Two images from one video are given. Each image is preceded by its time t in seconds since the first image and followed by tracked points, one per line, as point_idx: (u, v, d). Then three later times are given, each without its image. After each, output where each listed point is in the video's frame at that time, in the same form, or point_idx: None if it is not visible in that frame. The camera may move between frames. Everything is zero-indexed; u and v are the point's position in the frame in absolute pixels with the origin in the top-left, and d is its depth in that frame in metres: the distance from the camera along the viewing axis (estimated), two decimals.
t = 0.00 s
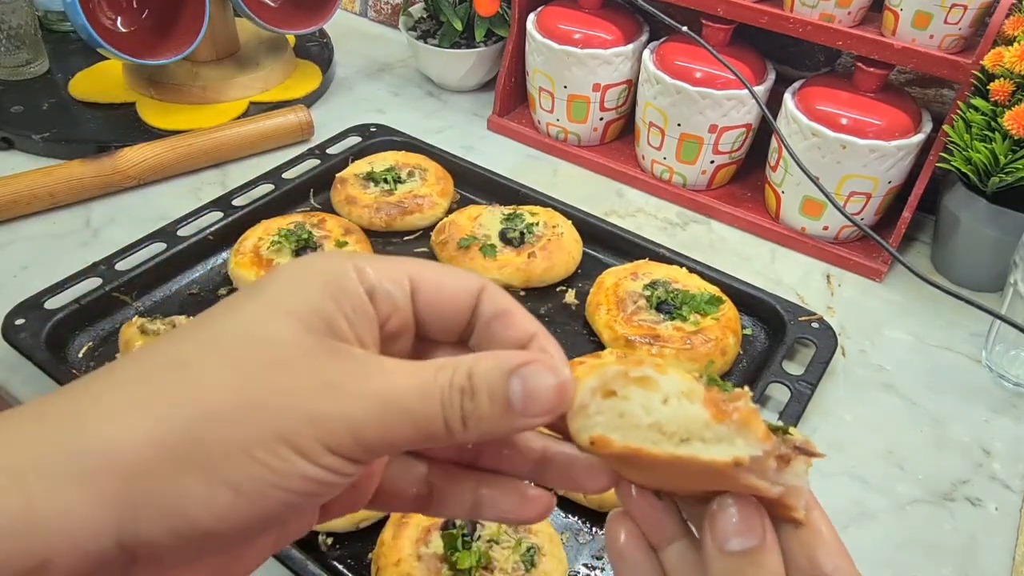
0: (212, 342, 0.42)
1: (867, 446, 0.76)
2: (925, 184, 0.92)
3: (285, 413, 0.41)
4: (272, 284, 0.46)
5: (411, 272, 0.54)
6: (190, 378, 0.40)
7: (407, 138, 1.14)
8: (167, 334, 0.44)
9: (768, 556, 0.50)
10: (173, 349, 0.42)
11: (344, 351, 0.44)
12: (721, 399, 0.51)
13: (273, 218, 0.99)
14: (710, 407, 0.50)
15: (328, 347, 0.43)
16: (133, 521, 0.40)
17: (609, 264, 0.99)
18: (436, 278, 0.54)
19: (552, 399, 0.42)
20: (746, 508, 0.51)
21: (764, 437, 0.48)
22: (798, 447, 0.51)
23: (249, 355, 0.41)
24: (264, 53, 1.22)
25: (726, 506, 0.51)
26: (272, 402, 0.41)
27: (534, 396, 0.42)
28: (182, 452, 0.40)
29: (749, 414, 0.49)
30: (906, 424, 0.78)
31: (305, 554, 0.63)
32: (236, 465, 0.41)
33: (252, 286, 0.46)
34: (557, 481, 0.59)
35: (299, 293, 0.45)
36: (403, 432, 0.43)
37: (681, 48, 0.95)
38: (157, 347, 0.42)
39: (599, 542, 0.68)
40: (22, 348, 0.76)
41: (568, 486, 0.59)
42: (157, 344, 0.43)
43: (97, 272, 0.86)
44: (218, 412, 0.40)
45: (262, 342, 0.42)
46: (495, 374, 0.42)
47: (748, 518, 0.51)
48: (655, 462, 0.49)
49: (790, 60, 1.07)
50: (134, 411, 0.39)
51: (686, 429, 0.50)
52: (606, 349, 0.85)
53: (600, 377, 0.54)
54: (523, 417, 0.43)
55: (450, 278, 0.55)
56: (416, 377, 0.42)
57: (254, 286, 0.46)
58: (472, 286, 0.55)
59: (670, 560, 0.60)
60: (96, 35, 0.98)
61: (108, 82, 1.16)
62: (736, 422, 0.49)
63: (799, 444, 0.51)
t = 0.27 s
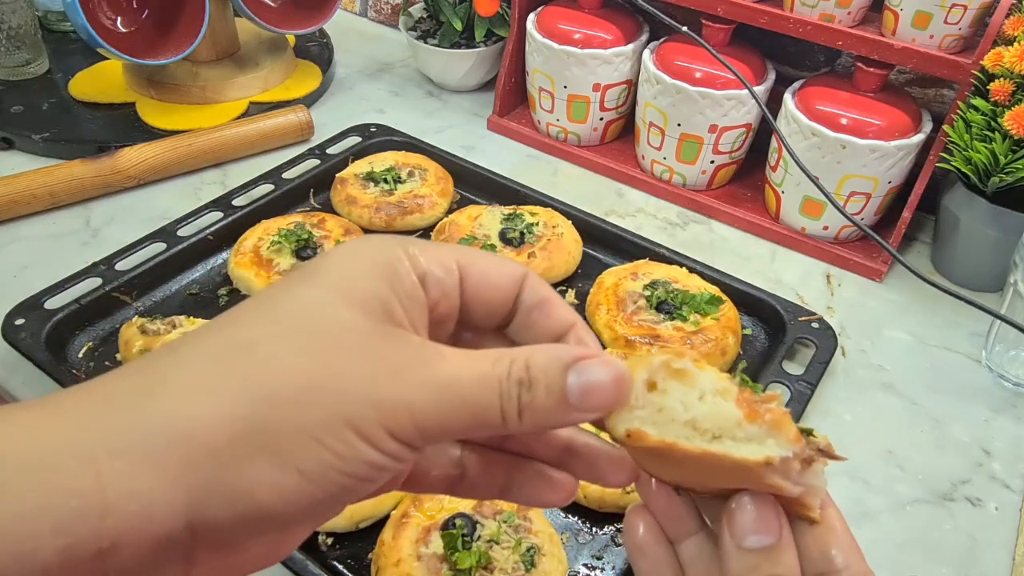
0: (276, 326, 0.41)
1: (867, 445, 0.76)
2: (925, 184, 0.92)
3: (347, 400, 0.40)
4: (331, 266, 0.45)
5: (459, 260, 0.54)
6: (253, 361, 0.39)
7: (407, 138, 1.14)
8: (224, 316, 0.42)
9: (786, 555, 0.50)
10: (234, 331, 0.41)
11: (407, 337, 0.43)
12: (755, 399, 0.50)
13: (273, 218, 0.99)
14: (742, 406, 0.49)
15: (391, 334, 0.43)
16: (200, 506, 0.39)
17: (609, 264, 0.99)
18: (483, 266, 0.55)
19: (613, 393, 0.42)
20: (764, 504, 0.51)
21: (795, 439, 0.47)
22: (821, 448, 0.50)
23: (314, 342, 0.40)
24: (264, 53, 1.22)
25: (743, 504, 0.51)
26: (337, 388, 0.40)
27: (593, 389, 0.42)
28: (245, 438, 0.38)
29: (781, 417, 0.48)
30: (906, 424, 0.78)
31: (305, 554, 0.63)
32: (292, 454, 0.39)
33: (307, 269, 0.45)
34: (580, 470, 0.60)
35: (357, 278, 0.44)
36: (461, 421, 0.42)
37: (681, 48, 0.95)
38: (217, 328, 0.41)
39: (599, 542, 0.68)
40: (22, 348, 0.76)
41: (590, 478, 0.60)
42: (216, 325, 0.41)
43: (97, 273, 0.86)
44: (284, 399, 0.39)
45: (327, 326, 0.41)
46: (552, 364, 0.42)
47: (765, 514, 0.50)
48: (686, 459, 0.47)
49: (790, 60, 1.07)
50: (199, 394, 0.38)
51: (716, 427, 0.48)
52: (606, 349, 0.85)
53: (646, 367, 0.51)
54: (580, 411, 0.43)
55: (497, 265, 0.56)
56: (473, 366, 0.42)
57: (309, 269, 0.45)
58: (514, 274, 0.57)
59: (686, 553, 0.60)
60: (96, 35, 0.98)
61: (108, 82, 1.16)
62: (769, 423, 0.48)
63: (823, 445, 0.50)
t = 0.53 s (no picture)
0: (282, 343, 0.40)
1: (867, 445, 0.76)
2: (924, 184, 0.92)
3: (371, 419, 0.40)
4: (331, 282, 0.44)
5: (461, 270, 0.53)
6: (261, 381, 0.39)
7: (407, 138, 1.14)
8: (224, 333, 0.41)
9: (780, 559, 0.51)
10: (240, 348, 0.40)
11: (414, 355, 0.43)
12: (753, 412, 0.51)
13: (273, 218, 0.99)
14: (741, 418, 0.49)
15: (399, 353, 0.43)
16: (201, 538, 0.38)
17: (609, 264, 0.99)
18: (486, 276, 0.55)
19: (620, 409, 0.44)
20: (757, 510, 0.51)
21: (795, 452, 0.48)
22: (821, 455, 0.50)
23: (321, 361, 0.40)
24: (264, 53, 1.22)
25: (737, 509, 0.51)
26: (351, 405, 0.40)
27: (601, 405, 0.43)
28: (260, 456, 0.38)
29: (780, 430, 0.48)
30: (906, 424, 0.78)
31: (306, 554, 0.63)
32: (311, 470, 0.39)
33: (306, 282, 0.44)
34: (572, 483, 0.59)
35: (358, 293, 0.44)
36: (469, 438, 0.42)
37: (681, 48, 0.95)
38: (220, 346, 0.40)
39: (599, 542, 0.68)
40: (21, 348, 0.76)
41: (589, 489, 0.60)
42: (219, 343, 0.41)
43: (97, 272, 0.86)
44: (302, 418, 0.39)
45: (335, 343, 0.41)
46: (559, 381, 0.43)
47: (758, 520, 0.51)
48: (683, 471, 0.48)
49: (790, 60, 1.07)
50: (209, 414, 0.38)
51: (715, 439, 0.49)
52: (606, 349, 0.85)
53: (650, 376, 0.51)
54: (589, 427, 0.44)
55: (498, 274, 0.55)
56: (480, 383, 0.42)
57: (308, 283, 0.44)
58: (516, 278, 0.56)
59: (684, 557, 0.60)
60: (96, 34, 0.98)
61: (107, 82, 1.16)
62: (768, 436, 0.48)
63: (822, 452, 0.50)
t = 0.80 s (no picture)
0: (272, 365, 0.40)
1: (867, 445, 0.76)
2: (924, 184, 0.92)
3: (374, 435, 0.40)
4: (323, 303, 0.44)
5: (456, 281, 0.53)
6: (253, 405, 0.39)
7: (407, 138, 1.14)
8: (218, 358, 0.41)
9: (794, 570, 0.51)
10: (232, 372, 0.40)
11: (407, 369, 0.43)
12: (773, 435, 0.50)
13: (273, 218, 0.99)
14: (760, 443, 0.49)
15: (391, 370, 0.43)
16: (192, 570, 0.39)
17: (609, 263, 0.98)
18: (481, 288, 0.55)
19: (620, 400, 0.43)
20: (768, 527, 0.51)
21: (814, 482, 0.47)
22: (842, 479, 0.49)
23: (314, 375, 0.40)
24: (264, 53, 1.22)
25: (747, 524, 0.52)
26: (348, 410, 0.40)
27: (600, 397, 0.42)
28: (256, 478, 0.38)
29: (801, 458, 0.48)
30: (906, 424, 0.78)
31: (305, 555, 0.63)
32: (311, 484, 0.39)
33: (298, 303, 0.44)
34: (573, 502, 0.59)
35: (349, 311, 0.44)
36: (474, 449, 0.42)
37: (681, 48, 0.95)
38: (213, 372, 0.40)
39: (599, 542, 0.66)
40: (22, 348, 0.76)
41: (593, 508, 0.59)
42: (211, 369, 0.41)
43: (97, 272, 0.86)
44: (300, 435, 0.39)
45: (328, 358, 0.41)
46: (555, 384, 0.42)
47: (769, 537, 0.51)
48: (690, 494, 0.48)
49: (790, 60, 1.07)
50: (203, 438, 0.38)
51: (730, 463, 0.48)
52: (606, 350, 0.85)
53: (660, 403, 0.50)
54: (588, 421, 0.43)
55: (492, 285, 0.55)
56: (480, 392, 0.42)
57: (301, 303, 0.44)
58: (516, 293, 0.56)
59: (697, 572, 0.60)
60: (96, 34, 0.98)
61: (107, 82, 1.16)
62: (788, 463, 0.48)
63: (843, 475, 0.49)
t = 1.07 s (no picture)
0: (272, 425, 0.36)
1: (867, 445, 0.76)
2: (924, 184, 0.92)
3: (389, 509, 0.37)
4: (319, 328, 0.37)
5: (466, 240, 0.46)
6: (253, 480, 0.35)
7: (407, 138, 1.14)
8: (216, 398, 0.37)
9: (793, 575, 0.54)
10: (229, 432, 0.36)
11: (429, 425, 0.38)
12: (746, 475, 0.49)
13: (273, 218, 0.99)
14: (735, 489, 0.47)
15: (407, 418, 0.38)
16: None
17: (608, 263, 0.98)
18: (497, 248, 0.47)
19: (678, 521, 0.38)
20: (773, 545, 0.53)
21: (795, 520, 0.47)
22: (829, 499, 0.49)
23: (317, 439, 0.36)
24: (264, 53, 1.22)
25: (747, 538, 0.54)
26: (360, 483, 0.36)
27: (644, 507, 0.37)
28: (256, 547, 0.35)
29: (778, 496, 0.47)
30: (906, 424, 0.78)
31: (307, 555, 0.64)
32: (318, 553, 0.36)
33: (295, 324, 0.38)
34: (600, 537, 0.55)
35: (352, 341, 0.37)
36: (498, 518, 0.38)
37: (681, 48, 0.95)
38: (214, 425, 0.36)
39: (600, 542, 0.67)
40: (22, 348, 0.76)
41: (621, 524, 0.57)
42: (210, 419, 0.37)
43: (97, 272, 0.86)
44: (308, 518, 0.35)
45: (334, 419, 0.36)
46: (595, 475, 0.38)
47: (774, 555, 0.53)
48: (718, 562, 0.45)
49: (790, 60, 1.07)
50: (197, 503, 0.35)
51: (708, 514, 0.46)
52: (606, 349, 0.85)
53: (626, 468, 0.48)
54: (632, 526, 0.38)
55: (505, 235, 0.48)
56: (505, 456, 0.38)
57: (296, 324, 0.38)
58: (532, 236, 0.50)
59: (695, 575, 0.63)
60: (96, 34, 0.98)
61: (107, 82, 1.16)
62: (767, 502, 0.47)
63: (830, 493, 0.49)
